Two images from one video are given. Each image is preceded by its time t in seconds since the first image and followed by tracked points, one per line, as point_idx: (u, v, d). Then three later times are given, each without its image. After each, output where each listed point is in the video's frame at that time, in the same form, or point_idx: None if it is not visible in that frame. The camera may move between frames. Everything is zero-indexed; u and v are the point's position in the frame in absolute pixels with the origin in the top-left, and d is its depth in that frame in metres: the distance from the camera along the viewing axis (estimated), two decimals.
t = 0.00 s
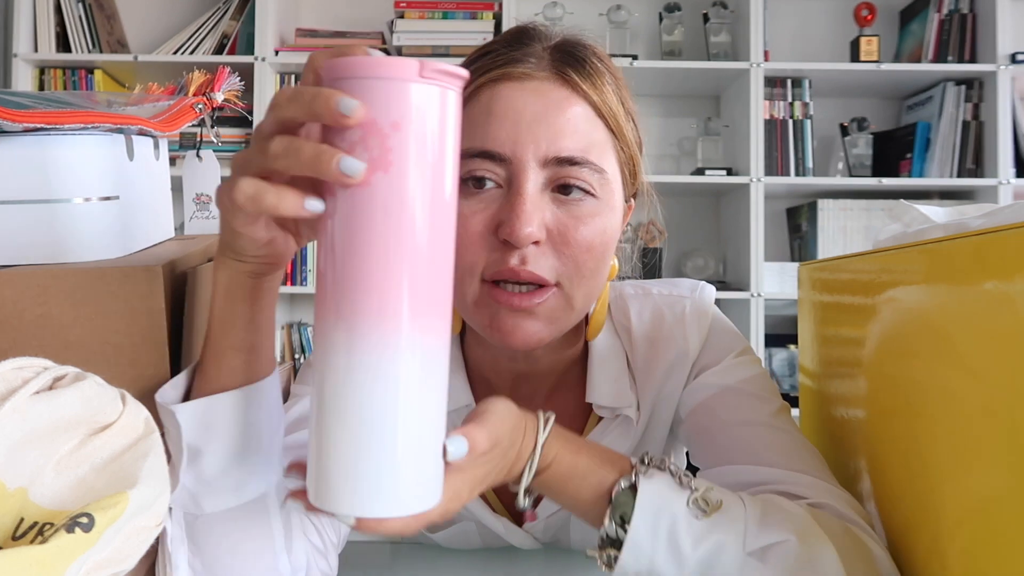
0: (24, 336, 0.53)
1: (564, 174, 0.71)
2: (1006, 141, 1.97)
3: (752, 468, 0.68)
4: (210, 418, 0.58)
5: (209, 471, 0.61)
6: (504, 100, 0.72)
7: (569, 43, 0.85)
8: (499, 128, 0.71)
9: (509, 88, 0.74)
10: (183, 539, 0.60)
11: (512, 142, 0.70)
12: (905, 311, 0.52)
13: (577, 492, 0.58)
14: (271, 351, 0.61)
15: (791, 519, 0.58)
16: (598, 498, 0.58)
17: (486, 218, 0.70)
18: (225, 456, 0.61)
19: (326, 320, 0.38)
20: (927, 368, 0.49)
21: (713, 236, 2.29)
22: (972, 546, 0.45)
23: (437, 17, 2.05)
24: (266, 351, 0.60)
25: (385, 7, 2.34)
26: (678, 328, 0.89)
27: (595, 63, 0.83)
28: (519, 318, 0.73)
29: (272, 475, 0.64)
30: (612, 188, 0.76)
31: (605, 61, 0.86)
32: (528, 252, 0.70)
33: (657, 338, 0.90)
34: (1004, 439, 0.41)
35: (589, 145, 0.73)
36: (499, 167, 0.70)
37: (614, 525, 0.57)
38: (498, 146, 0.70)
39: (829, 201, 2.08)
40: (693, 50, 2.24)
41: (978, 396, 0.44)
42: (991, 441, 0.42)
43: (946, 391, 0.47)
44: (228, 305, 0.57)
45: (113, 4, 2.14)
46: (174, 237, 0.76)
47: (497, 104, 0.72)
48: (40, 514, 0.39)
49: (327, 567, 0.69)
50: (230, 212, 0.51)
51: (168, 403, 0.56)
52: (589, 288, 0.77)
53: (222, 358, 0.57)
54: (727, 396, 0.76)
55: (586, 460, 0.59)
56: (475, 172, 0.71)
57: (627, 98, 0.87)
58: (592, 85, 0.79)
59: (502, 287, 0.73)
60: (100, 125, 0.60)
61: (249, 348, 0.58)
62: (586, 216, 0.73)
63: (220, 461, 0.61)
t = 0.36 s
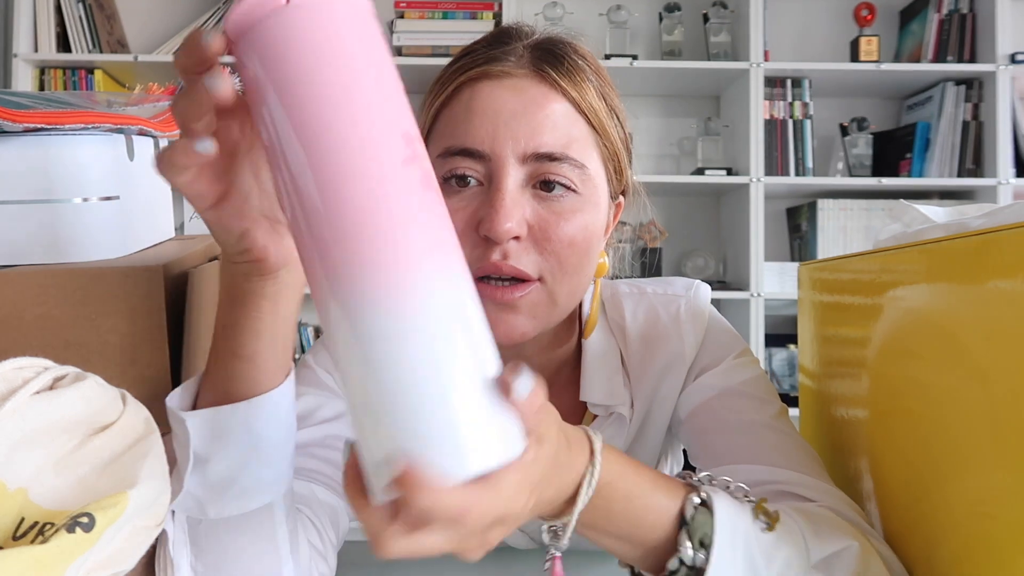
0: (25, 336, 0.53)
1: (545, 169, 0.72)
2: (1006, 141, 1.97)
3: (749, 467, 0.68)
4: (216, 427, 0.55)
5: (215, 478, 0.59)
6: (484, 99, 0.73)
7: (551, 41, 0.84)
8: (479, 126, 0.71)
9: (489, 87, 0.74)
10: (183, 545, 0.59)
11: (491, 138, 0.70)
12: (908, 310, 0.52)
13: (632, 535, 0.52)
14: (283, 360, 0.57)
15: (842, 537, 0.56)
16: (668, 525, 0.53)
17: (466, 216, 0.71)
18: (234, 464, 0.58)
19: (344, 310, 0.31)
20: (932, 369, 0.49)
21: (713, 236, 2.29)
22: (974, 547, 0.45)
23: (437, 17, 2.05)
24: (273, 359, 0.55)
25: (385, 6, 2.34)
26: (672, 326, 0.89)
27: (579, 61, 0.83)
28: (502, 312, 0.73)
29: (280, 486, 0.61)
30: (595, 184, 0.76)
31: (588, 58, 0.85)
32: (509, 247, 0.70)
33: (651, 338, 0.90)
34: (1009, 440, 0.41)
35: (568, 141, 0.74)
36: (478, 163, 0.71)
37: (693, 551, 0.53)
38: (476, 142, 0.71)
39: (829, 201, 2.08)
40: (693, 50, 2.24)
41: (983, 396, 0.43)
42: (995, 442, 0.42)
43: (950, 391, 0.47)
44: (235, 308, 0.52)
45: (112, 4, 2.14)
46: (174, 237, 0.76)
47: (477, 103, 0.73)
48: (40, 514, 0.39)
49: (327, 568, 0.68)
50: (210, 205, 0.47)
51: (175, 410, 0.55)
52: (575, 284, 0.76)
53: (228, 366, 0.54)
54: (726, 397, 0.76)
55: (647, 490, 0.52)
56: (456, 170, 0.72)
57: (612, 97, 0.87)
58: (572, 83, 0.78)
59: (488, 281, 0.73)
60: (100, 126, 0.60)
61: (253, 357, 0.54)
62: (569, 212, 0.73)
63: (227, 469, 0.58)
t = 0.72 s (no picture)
0: (25, 336, 0.53)
1: (549, 172, 0.71)
2: (1007, 141, 1.96)
3: (745, 469, 0.68)
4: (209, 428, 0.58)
5: (211, 484, 0.60)
6: (488, 100, 0.73)
7: (555, 43, 0.85)
8: (483, 127, 0.71)
9: (494, 88, 0.74)
10: (181, 548, 0.59)
11: (495, 141, 0.70)
12: (910, 310, 0.52)
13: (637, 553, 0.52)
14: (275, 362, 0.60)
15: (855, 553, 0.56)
16: None
17: (468, 217, 0.70)
18: (228, 471, 0.60)
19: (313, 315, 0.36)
20: (934, 370, 0.49)
21: (713, 236, 2.29)
22: (976, 547, 0.45)
23: (437, 17, 2.05)
24: (267, 362, 0.59)
25: (385, 6, 2.34)
26: (670, 327, 0.89)
27: (582, 63, 0.83)
28: (504, 311, 0.72)
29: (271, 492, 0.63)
30: (598, 186, 0.76)
31: (592, 60, 0.86)
32: (512, 249, 0.70)
33: (649, 338, 0.90)
34: (1010, 441, 0.41)
35: (572, 144, 0.74)
36: (482, 165, 0.70)
37: None
38: (480, 143, 0.70)
39: (829, 201, 2.08)
40: (693, 50, 2.24)
41: (985, 396, 0.43)
42: (996, 442, 0.42)
43: (951, 391, 0.47)
44: (231, 310, 0.55)
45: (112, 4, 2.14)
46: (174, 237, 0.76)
47: (481, 104, 0.73)
48: (40, 514, 0.39)
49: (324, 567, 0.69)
50: (217, 200, 0.49)
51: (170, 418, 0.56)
52: (577, 285, 0.76)
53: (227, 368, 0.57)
54: (723, 398, 0.76)
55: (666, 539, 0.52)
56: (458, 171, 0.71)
57: (615, 100, 0.88)
58: (576, 84, 0.79)
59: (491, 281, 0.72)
60: (100, 126, 0.60)
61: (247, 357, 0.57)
62: (570, 215, 0.73)
63: (224, 473, 0.60)
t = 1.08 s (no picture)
0: (25, 336, 0.53)
1: (571, 175, 0.71)
2: (1006, 141, 1.96)
3: (751, 467, 0.68)
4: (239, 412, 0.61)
5: (250, 479, 0.64)
6: (509, 101, 0.72)
7: (574, 45, 0.84)
8: (504, 128, 0.70)
9: (515, 89, 0.74)
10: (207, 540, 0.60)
11: (516, 143, 0.69)
12: (907, 311, 0.52)
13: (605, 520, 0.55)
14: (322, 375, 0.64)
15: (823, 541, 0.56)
16: (626, 551, 0.55)
17: (488, 219, 0.70)
18: (270, 468, 0.63)
19: (342, 373, 0.36)
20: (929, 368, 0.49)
21: (713, 236, 2.30)
22: (973, 545, 0.45)
23: (437, 17, 2.05)
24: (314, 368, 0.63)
25: (384, 6, 2.34)
26: (677, 327, 0.89)
27: (598, 64, 0.83)
28: (524, 312, 0.74)
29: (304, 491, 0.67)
30: (617, 191, 0.76)
31: (609, 63, 0.85)
32: (532, 253, 0.71)
33: (654, 338, 0.90)
34: (1004, 436, 0.41)
35: (593, 147, 0.73)
36: (503, 167, 0.70)
37: None
38: (502, 145, 0.69)
39: (829, 201, 2.08)
40: (693, 50, 2.24)
41: (979, 392, 0.44)
42: (990, 435, 0.43)
43: (946, 390, 0.47)
44: (289, 311, 0.61)
45: (112, 4, 2.14)
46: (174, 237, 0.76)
47: (503, 105, 0.72)
48: (40, 514, 0.39)
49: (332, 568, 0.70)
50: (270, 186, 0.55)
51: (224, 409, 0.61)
52: (594, 287, 0.77)
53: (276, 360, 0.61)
54: (726, 398, 0.76)
55: (605, 512, 0.54)
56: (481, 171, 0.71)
57: (630, 102, 0.87)
58: (596, 87, 0.79)
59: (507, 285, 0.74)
60: (100, 126, 0.60)
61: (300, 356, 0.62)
62: (590, 218, 0.73)
63: (265, 469, 0.63)
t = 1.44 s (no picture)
0: (24, 336, 0.53)
1: (579, 180, 0.72)
2: (1006, 141, 1.96)
3: (750, 469, 0.68)
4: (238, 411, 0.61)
5: (237, 469, 0.63)
6: (517, 103, 0.72)
7: (583, 49, 0.85)
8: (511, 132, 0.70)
9: (524, 92, 0.74)
10: (200, 536, 0.61)
11: (525, 146, 0.69)
12: (908, 312, 0.52)
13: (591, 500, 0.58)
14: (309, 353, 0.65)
15: (801, 538, 0.57)
16: (605, 543, 0.57)
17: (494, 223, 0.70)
18: (256, 457, 0.63)
19: (376, 350, 0.40)
20: (929, 368, 0.50)
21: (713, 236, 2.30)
22: (971, 544, 0.45)
23: (437, 17, 2.05)
24: (300, 351, 0.63)
25: (384, 6, 2.35)
26: (675, 328, 0.89)
27: (606, 67, 0.84)
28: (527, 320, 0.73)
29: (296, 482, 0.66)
30: (623, 197, 0.76)
31: (616, 66, 0.86)
32: (539, 258, 0.70)
33: (653, 339, 0.90)
34: (1004, 438, 0.41)
35: (601, 153, 0.74)
36: (510, 170, 0.70)
37: (628, 570, 0.57)
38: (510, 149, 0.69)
39: (829, 201, 2.08)
40: (693, 50, 2.24)
41: (981, 393, 0.44)
42: (989, 435, 0.43)
43: (946, 390, 0.48)
44: (270, 300, 0.61)
45: (112, 4, 2.14)
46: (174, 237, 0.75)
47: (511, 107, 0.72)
48: (40, 514, 0.39)
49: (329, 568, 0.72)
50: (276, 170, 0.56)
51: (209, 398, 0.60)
52: (597, 295, 0.77)
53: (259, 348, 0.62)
54: (724, 398, 0.76)
55: (587, 508, 0.57)
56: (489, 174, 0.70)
57: (636, 105, 0.88)
58: (605, 91, 0.79)
59: (511, 291, 0.74)
60: (100, 125, 0.60)
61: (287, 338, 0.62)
62: (598, 224, 0.73)
63: (252, 460, 0.63)
